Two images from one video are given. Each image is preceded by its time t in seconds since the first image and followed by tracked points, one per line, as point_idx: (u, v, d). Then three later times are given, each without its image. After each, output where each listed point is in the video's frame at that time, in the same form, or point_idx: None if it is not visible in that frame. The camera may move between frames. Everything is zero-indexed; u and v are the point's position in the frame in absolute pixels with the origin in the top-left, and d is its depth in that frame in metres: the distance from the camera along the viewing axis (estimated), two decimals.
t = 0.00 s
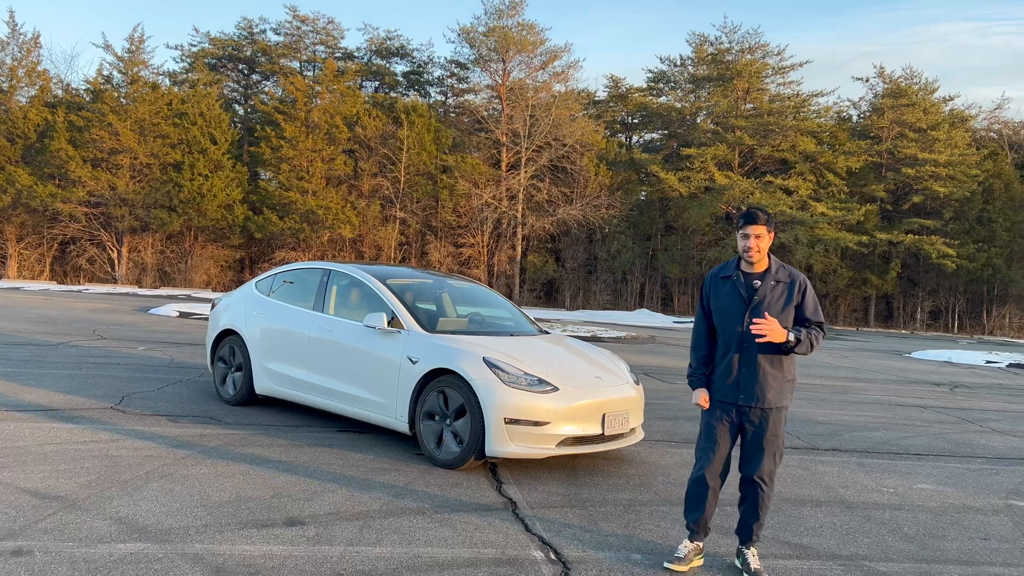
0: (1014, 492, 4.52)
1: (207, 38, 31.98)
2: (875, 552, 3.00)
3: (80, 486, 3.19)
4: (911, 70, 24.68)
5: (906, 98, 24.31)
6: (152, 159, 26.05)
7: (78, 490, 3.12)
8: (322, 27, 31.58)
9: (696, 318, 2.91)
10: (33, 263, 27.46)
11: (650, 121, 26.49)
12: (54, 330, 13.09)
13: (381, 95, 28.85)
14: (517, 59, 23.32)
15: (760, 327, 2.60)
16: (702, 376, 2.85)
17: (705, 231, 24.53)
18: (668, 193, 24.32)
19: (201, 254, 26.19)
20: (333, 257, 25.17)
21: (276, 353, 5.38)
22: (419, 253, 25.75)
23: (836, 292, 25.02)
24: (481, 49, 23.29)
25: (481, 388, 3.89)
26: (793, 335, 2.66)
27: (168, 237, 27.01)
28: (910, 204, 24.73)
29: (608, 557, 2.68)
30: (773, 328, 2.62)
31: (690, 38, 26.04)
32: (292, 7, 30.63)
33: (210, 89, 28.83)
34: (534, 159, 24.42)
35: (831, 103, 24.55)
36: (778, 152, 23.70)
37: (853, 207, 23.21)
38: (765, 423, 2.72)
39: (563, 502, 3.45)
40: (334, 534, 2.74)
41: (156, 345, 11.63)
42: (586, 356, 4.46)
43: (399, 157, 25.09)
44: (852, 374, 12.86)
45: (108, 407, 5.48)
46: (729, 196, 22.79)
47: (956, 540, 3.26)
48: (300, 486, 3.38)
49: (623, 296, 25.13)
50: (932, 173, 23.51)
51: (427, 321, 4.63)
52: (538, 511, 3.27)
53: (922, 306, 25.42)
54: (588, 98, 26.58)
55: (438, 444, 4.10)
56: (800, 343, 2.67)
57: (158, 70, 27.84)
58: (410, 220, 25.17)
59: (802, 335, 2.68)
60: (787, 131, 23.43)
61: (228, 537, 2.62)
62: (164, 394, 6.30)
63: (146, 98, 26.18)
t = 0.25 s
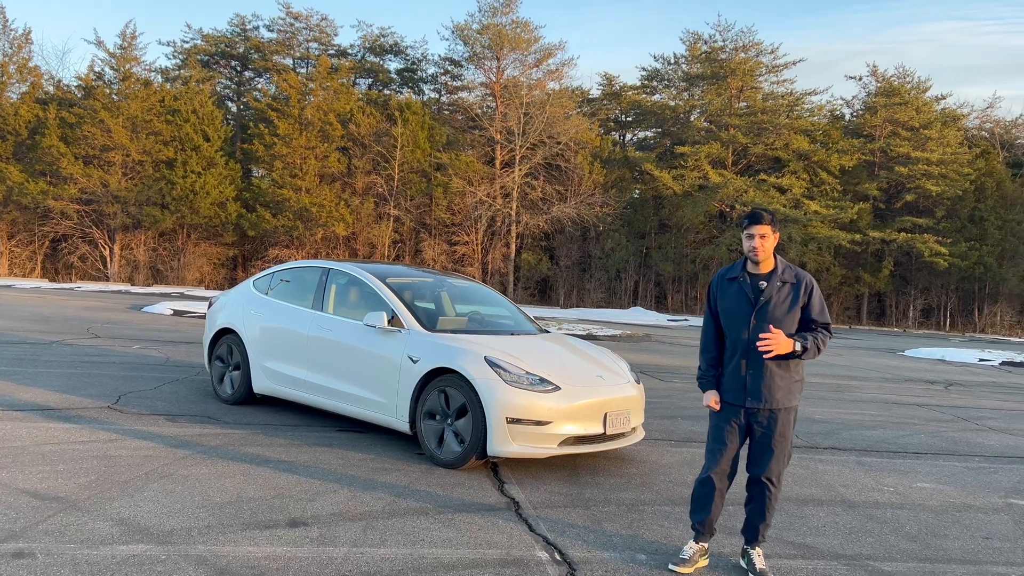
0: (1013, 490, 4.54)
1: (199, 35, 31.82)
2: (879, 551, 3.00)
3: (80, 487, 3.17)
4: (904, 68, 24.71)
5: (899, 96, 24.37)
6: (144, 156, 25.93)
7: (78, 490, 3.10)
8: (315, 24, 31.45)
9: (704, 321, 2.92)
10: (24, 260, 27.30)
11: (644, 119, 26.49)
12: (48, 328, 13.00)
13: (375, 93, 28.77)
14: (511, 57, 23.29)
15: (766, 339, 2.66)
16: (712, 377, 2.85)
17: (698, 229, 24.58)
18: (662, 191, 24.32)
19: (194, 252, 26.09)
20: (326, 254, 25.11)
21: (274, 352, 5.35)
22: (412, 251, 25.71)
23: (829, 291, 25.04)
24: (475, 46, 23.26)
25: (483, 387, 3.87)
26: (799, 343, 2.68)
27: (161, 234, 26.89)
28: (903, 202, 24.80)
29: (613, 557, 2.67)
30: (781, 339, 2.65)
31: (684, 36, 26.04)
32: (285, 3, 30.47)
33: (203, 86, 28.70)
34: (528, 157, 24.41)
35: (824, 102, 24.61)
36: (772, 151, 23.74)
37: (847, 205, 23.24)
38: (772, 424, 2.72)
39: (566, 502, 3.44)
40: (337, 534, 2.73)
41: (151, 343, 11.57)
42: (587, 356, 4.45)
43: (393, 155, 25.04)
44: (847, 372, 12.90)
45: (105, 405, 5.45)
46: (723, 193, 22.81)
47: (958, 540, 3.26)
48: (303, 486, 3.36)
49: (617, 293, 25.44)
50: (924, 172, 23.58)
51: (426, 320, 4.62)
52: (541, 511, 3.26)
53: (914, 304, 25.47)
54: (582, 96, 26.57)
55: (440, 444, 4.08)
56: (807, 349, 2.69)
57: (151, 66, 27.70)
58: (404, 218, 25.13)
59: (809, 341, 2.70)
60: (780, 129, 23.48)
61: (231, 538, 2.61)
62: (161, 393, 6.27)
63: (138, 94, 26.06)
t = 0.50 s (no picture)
0: (1009, 490, 4.56)
1: (191, 32, 31.67)
2: (879, 552, 3.01)
3: (78, 489, 3.15)
4: (896, 67, 24.77)
5: (891, 96, 24.44)
6: (136, 154, 25.83)
7: (76, 493, 3.08)
8: (308, 22, 31.33)
9: (709, 320, 2.95)
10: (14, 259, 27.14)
11: (637, 118, 26.51)
12: (40, 327, 12.91)
13: (367, 91, 28.69)
14: (505, 55, 23.31)
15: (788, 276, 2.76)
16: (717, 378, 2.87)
17: (691, 228, 24.57)
18: (655, 190, 24.32)
19: (186, 250, 25.97)
20: (320, 253, 25.11)
21: (271, 352, 5.33)
22: (405, 249, 25.68)
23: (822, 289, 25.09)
24: (468, 45, 23.26)
25: (483, 388, 3.86)
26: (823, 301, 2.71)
27: (152, 232, 26.76)
28: (895, 201, 24.87)
29: (615, 559, 2.66)
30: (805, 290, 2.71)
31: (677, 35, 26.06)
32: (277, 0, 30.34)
33: (194, 83, 28.57)
34: (521, 155, 24.39)
35: (817, 101, 24.68)
36: (764, 150, 23.78)
37: (839, 204, 23.30)
38: (777, 424, 2.74)
39: (567, 503, 3.44)
40: (339, 536, 2.72)
41: (145, 343, 11.50)
42: (587, 356, 4.45)
43: (386, 153, 25.00)
44: (841, 371, 12.93)
45: (100, 406, 5.41)
46: (716, 192, 22.83)
47: (957, 540, 3.28)
48: (304, 487, 3.35)
49: (610, 292, 25.16)
50: (916, 171, 23.65)
51: (425, 319, 4.61)
52: (542, 512, 3.25)
53: (906, 303, 25.50)
54: (575, 94, 26.57)
55: (440, 445, 4.07)
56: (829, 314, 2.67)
57: (142, 64, 27.57)
58: (397, 216, 25.07)
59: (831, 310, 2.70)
60: (773, 129, 23.54)
61: (231, 540, 2.59)
62: (157, 393, 6.23)
63: (130, 91, 25.95)
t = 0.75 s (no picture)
0: (1005, 488, 4.58)
1: (182, 29, 31.51)
2: (880, 550, 3.01)
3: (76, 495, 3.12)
4: (887, 67, 24.87)
5: (882, 95, 24.54)
6: (126, 151, 25.71)
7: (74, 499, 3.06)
8: (300, 19, 31.22)
9: (712, 317, 2.96)
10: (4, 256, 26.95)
11: (629, 116, 26.54)
12: (32, 325, 12.82)
13: (360, 88, 28.61)
14: (497, 53, 23.30)
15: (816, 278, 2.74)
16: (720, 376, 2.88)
17: (684, 226, 24.56)
18: (648, 189, 24.32)
19: (177, 248, 25.80)
20: (311, 250, 25.08)
21: (267, 351, 5.31)
22: (398, 247, 25.63)
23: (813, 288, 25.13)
24: (461, 42, 23.26)
25: (482, 387, 3.86)
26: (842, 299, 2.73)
27: (143, 230, 26.62)
28: (885, 200, 24.92)
29: (617, 557, 2.66)
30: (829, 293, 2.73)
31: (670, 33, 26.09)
32: None
33: (185, 80, 28.43)
34: (514, 153, 24.36)
35: (808, 100, 24.78)
36: (756, 148, 23.84)
37: (830, 203, 23.34)
38: (780, 422, 2.74)
39: (567, 501, 3.43)
40: (341, 536, 2.71)
41: (138, 341, 11.43)
42: (585, 354, 4.44)
43: (378, 151, 24.93)
44: (835, 369, 12.98)
45: (95, 406, 5.37)
46: (708, 191, 22.92)
47: (956, 538, 3.29)
48: (304, 486, 3.33)
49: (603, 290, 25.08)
50: (907, 170, 23.71)
51: (423, 318, 4.59)
52: (543, 511, 3.25)
53: (897, 302, 25.45)
54: (567, 93, 26.59)
55: (438, 444, 4.06)
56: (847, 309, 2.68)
57: (133, 60, 27.41)
58: (389, 214, 25.00)
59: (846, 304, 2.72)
60: (765, 127, 23.60)
61: (232, 541, 2.58)
62: (152, 392, 6.20)
63: (120, 88, 25.82)
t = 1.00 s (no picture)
0: (1003, 485, 4.61)
1: (173, 25, 31.37)
2: (884, 547, 3.03)
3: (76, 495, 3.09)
4: (878, 65, 24.98)
5: (873, 94, 24.64)
6: (116, 147, 25.59)
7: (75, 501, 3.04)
8: (291, 15, 31.11)
9: (717, 318, 2.98)
10: None
11: (621, 114, 26.60)
12: (24, 323, 12.73)
13: (352, 85, 28.57)
14: (490, 50, 23.33)
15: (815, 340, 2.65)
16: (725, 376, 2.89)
17: (676, 224, 24.55)
18: (640, 186, 24.31)
19: (167, 245, 25.67)
20: (303, 248, 25.03)
21: (265, 349, 5.29)
22: (390, 245, 25.58)
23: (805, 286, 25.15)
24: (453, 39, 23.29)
25: (485, 385, 3.85)
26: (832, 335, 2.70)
27: (134, 227, 26.48)
28: (876, 198, 25.01)
29: (624, 556, 2.66)
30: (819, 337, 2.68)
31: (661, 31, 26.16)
32: None
33: (176, 77, 28.31)
34: (506, 151, 24.35)
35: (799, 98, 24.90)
36: (747, 146, 23.92)
37: (822, 201, 23.39)
38: (784, 421, 2.75)
39: (570, 500, 3.43)
40: (347, 535, 2.70)
41: (132, 339, 11.36)
42: (586, 353, 4.44)
43: (370, 148, 24.89)
44: (829, 367, 13.02)
45: (92, 405, 5.34)
46: (700, 189, 23.03)
47: (958, 535, 3.31)
48: (305, 484, 3.32)
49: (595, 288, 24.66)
50: (897, 168, 23.81)
51: (423, 316, 4.59)
52: (548, 509, 3.24)
53: (887, 299, 25.49)
54: (559, 90, 26.64)
55: (440, 442, 4.06)
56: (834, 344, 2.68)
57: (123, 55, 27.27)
58: (381, 212, 24.96)
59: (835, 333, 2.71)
60: (756, 126, 23.69)
61: (238, 541, 2.56)
62: (149, 391, 6.16)
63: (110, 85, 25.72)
